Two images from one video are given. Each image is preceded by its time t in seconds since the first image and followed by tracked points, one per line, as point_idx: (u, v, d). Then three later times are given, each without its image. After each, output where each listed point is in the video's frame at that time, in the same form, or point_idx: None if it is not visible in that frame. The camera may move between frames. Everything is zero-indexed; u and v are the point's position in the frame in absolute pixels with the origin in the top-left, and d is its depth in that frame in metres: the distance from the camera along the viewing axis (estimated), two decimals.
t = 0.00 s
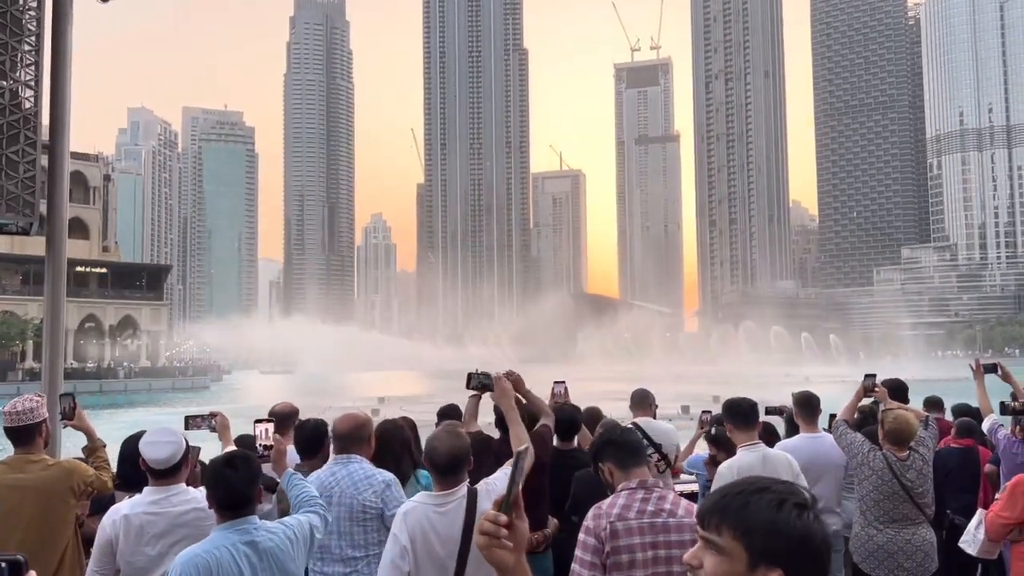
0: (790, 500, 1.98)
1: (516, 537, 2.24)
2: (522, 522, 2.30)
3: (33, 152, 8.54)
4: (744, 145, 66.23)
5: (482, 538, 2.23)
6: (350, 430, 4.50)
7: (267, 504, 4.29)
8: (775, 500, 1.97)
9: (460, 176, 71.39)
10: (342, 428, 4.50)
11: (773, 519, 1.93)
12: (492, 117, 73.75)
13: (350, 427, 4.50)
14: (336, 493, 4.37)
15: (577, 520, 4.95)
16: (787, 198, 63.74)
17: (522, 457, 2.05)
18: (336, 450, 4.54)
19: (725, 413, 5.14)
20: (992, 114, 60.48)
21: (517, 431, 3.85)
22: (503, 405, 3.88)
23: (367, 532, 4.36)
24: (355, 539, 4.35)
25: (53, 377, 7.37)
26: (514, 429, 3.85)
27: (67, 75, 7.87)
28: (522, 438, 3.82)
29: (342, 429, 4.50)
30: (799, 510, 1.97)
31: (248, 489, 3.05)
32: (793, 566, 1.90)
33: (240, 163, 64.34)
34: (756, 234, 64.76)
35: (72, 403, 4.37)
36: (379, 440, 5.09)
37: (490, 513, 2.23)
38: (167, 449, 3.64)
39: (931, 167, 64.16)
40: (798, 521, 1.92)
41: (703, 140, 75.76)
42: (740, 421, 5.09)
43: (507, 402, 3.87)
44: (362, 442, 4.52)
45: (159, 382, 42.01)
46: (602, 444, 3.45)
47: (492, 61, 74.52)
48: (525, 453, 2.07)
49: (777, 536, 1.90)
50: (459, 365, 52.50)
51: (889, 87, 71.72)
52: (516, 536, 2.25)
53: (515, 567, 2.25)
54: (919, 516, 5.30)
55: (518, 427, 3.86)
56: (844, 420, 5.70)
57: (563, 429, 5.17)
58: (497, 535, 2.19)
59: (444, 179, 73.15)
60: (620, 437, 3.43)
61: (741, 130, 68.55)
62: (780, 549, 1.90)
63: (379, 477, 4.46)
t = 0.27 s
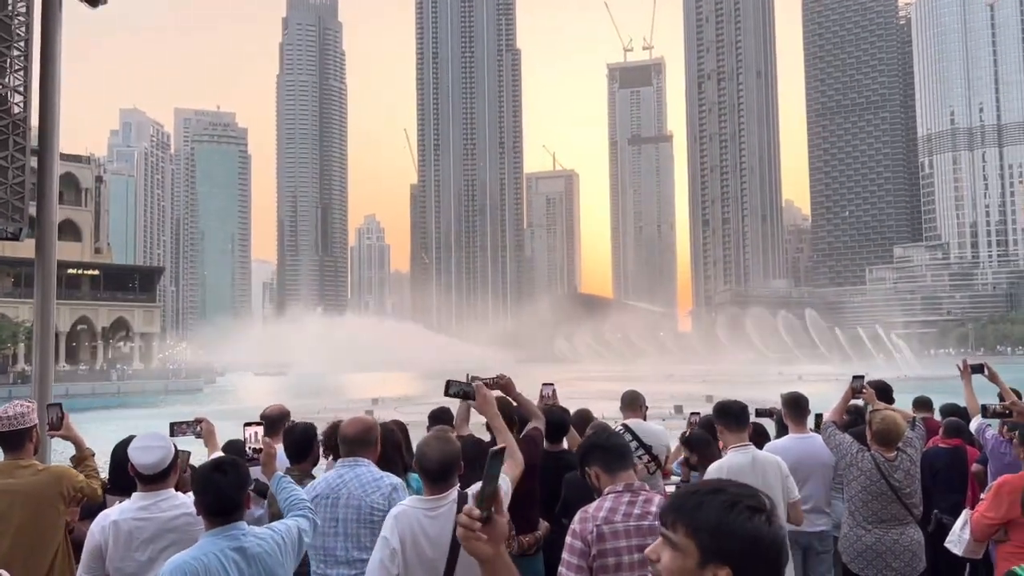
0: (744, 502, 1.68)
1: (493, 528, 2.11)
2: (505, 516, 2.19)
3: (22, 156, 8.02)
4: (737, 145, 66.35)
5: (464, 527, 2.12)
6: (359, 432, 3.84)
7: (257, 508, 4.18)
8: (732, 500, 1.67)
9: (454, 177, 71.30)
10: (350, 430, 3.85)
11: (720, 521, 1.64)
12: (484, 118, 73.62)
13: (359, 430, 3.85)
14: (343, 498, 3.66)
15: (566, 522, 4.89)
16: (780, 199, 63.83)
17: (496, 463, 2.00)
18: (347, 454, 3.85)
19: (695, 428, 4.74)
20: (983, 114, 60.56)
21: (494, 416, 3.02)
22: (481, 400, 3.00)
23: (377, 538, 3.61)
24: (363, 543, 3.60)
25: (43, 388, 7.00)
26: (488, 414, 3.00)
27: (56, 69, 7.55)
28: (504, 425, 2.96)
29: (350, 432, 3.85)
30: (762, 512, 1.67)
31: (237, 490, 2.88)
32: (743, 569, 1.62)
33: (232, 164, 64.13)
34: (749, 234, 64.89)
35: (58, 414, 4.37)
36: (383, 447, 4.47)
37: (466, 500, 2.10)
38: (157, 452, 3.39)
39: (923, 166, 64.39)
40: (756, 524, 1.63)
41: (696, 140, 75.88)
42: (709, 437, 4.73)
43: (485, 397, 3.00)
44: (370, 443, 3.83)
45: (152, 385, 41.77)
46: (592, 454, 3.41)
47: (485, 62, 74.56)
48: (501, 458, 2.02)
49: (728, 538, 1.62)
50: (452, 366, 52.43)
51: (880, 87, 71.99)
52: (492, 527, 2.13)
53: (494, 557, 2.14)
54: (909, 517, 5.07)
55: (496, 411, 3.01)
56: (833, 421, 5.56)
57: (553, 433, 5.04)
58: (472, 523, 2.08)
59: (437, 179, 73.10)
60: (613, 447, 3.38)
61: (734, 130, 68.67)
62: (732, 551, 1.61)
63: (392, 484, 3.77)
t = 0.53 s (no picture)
0: (683, 507, 1.69)
1: (467, 527, 2.04)
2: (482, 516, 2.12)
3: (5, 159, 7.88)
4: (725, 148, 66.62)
5: (439, 527, 2.06)
6: (353, 439, 3.73)
7: (243, 514, 4.13)
8: (674, 504, 1.70)
9: (442, 179, 71.16)
10: (343, 437, 3.74)
11: (660, 524, 1.67)
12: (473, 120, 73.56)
13: (350, 437, 3.74)
14: (343, 503, 3.60)
15: (552, 528, 4.90)
16: (768, 202, 64.11)
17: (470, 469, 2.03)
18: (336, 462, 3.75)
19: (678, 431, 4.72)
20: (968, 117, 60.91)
21: (468, 425, 2.94)
22: (452, 412, 2.93)
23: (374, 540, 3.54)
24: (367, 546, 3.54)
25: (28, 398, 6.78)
26: (460, 423, 2.93)
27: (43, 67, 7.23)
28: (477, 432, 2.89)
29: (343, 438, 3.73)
30: (707, 518, 1.68)
31: (224, 500, 2.91)
32: (683, 571, 1.63)
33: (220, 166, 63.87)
34: (737, 236, 65.17)
35: (43, 424, 4.37)
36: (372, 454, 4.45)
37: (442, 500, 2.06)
38: (141, 460, 3.38)
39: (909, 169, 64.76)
40: (699, 528, 1.65)
41: (683, 143, 76.12)
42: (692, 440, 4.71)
43: (457, 410, 2.91)
44: (362, 449, 3.74)
45: (138, 388, 41.48)
46: (577, 464, 3.41)
47: (473, 64, 74.56)
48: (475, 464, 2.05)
49: (668, 540, 1.63)
50: (440, 368, 52.34)
51: (867, 89, 72.41)
52: (466, 527, 2.06)
53: (470, 554, 2.06)
54: (891, 520, 4.95)
55: (467, 418, 2.94)
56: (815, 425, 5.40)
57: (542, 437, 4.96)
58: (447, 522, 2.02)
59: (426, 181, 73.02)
60: (600, 459, 3.37)
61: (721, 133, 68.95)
62: (674, 553, 1.63)
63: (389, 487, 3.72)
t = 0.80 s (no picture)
0: (630, 512, 1.70)
1: (441, 530, 2.05)
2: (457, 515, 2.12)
3: None
4: (708, 153, 67.08)
5: (414, 531, 2.07)
6: (318, 448, 3.73)
7: (225, 521, 4.12)
8: (623, 507, 1.71)
9: (427, 184, 71.10)
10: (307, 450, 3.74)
11: (605, 530, 1.67)
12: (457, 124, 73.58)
13: (316, 445, 3.73)
14: (334, 510, 3.63)
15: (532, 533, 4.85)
16: (751, 208, 64.51)
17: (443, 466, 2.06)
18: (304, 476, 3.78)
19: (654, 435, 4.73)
20: (948, 125, 61.58)
21: (448, 434, 2.98)
22: (428, 418, 2.99)
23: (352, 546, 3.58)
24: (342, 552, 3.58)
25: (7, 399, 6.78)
26: (438, 432, 2.98)
27: (25, 67, 7.06)
28: (455, 441, 2.92)
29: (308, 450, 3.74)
30: (659, 525, 1.68)
31: (207, 504, 2.92)
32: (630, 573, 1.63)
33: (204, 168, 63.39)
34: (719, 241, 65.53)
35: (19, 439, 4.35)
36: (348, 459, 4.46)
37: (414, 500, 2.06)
38: (123, 467, 3.36)
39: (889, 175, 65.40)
40: (649, 531, 1.64)
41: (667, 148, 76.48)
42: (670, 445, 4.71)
43: (433, 415, 2.98)
44: (337, 457, 3.75)
45: (119, 391, 41.16)
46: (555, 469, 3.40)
47: (458, 68, 74.56)
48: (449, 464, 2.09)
49: (615, 545, 1.64)
50: (423, 372, 52.27)
51: (848, 96, 73.12)
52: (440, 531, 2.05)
53: (449, 555, 2.05)
54: (865, 524, 4.94)
55: (446, 428, 2.99)
56: (792, 432, 5.38)
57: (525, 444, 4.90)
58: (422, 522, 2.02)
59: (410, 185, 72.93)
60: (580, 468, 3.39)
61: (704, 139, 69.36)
62: (619, 557, 1.64)
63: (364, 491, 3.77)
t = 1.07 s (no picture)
0: (587, 529, 1.67)
1: (417, 532, 2.26)
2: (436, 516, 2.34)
3: None
4: (688, 162, 67.48)
5: (395, 538, 2.27)
6: (286, 458, 3.70)
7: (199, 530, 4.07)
8: (576, 517, 1.70)
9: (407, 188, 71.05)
10: (277, 460, 3.72)
11: (562, 546, 1.65)
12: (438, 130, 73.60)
13: (285, 453, 3.71)
14: (330, 515, 3.62)
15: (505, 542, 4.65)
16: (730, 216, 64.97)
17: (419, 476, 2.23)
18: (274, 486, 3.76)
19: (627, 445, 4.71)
20: (924, 136, 62.33)
21: (425, 444, 3.00)
22: (406, 426, 3.00)
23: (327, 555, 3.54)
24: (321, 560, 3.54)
25: None
26: (416, 441, 3.00)
27: None
28: (431, 450, 2.94)
29: (277, 461, 3.72)
30: (615, 539, 1.66)
31: (181, 512, 2.92)
32: None
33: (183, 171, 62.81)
34: (698, 249, 65.90)
35: None
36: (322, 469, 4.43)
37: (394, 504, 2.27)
38: (95, 475, 3.33)
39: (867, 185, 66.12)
40: (604, 545, 1.62)
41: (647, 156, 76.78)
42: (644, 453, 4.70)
43: (411, 424, 2.99)
44: (309, 466, 3.71)
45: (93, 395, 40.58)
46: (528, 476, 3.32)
47: (440, 73, 74.47)
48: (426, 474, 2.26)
49: (571, 562, 1.61)
50: (402, 377, 52.06)
51: (826, 107, 73.97)
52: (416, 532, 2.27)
53: (425, 556, 2.28)
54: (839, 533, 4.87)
55: (425, 438, 3.01)
56: (765, 441, 5.37)
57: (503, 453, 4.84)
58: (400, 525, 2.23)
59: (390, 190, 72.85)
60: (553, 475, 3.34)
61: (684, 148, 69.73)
62: None
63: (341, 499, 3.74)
